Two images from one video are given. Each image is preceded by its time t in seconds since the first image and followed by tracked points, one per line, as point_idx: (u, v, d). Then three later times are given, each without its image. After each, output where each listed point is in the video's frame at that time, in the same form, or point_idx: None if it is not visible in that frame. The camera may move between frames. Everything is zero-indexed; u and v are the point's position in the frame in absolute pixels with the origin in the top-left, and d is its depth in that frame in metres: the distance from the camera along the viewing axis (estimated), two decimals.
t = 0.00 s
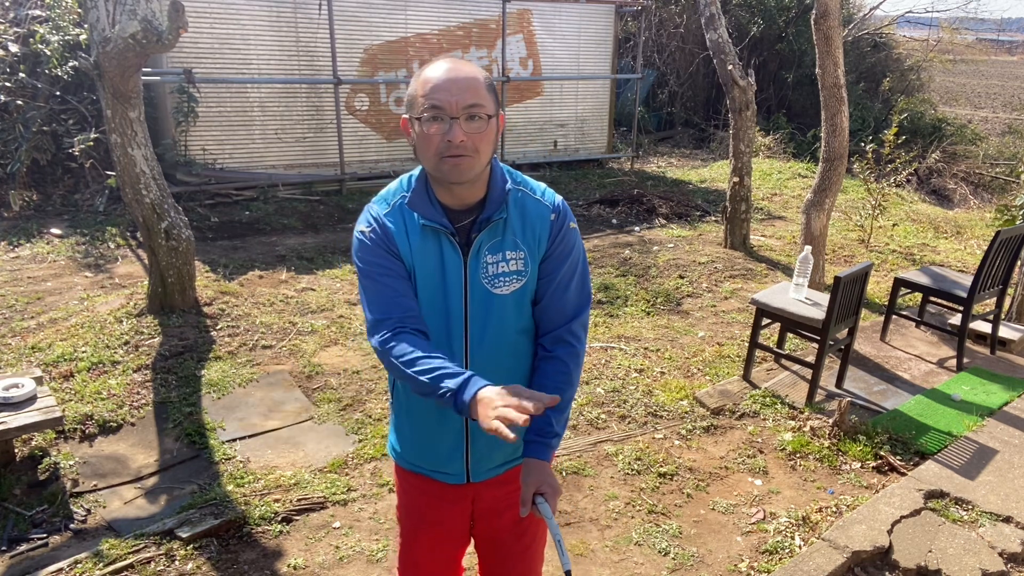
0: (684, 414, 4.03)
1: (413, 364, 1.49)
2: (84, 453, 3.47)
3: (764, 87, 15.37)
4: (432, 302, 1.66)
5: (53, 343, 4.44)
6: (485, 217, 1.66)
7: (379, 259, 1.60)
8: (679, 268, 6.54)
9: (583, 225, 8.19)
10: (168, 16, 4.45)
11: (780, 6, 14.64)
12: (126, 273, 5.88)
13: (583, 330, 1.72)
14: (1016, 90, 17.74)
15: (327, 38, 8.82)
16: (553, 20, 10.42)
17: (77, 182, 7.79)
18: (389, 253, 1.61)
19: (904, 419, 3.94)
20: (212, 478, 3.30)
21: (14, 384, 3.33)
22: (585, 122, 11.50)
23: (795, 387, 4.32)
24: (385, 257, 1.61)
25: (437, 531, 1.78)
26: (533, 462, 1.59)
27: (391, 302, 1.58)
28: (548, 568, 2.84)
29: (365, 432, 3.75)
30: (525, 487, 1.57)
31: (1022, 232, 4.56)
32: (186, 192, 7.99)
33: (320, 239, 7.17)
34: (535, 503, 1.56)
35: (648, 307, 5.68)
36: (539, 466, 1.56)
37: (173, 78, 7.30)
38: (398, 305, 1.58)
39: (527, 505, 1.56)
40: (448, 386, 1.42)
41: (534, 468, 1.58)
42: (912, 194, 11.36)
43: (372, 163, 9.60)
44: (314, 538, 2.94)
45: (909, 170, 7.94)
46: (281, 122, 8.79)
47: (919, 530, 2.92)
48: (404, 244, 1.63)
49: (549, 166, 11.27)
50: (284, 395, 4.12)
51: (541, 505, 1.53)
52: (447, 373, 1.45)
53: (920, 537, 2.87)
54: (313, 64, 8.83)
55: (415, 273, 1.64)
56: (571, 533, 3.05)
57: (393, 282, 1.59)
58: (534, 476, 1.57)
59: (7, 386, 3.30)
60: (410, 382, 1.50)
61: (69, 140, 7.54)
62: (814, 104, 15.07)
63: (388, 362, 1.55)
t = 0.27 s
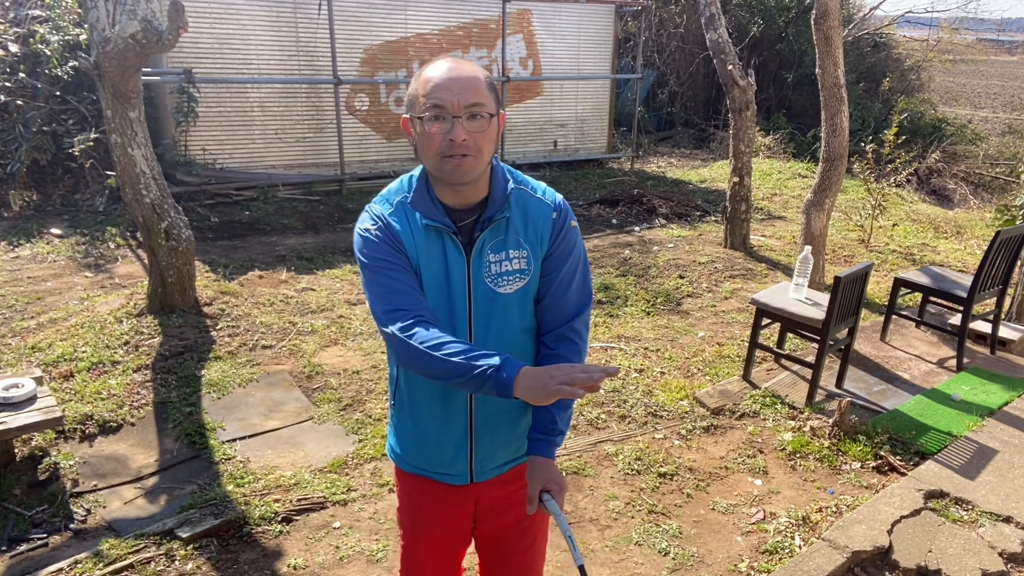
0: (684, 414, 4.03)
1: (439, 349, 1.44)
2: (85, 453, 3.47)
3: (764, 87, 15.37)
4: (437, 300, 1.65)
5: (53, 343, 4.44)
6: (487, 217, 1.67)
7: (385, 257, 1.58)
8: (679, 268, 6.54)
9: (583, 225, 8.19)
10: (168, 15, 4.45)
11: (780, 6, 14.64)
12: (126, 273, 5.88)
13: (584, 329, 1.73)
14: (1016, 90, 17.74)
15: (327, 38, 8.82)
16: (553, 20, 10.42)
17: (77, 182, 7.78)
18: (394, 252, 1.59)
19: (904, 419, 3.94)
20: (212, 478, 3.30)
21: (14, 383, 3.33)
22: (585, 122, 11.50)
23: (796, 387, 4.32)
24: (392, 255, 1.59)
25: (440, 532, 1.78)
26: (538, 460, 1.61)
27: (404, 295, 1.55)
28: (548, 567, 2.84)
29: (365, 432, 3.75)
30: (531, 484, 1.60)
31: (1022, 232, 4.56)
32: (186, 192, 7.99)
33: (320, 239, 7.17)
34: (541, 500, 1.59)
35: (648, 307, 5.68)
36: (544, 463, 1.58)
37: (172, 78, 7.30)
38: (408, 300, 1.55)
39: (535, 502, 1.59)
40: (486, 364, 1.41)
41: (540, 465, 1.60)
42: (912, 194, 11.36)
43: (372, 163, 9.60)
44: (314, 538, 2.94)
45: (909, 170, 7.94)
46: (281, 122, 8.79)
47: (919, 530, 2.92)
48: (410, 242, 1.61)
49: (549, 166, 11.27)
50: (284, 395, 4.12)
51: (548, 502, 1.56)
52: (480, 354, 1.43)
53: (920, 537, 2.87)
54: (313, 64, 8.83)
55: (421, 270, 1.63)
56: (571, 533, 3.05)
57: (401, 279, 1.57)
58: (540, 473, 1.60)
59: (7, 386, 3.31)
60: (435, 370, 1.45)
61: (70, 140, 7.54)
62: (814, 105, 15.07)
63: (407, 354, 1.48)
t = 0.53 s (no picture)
0: (684, 414, 4.03)
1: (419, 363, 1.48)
2: (85, 453, 3.47)
3: (764, 87, 15.37)
4: (435, 301, 1.66)
5: (53, 343, 4.44)
6: (488, 217, 1.66)
7: (383, 259, 1.60)
8: (679, 268, 6.55)
9: (583, 225, 8.19)
10: (168, 15, 4.45)
11: (780, 6, 14.63)
12: (126, 273, 5.88)
13: (585, 330, 1.73)
14: (1016, 90, 17.74)
15: (327, 38, 8.82)
16: (553, 20, 10.42)
17: (77, 182, 7.78)
18: (392, 253, 1.61)
19: (904, 419, 3.95)
20: (213, 478, 3.31)
21: (14, 384, 3.33)
22: (585, 122, 11.50)
23: (796, 387, 4.32)
24: (390, 256, 1.61)
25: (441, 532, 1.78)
26: (537, 461, 1.60)
27: (395, 302, 1.57)
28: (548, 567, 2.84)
29: (365, 432, 3.75)
30: (532, 485, 1.59)
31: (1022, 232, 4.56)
32: (186, 192, 7.99)
33: (320, 239, 7.17)
34: (542, 502, 1.59)
35: (648, 307, 5.68)
36: (544, 465, 1.58)
37: (172, 78, 7.30)
38: (402, 304, 1.58)
39: (535, 504, 1.58)
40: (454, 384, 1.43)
41: (539, 467, 1.60)
42: (912, 194, 11.36)
43: (372, 163, 9.59)
44: (314, 538, 2.94)
45: (909, 170, 7.94)
46: (280, 122, 8.79)
47: (919, 530, 2.92)
48: (410, 242, 1.63)
49: (549, 166, 11.27)
50: (284, 395, 4.12)
51: (549, 504, 1.55)
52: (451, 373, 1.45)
53: (920, 537, 2.87)
54: (313, 64, 8.83)
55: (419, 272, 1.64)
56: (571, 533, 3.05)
57: (396, 281, 1.59)
58: (540, 475, 1.59)
59: (7, 386, 3.30)
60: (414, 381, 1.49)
61: (69, 140, 7.54)
62: (814, 105, 15.07)
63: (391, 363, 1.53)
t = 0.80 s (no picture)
0: (684, 414, 4.03)
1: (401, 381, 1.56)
2: (84, 453, 3.47)
3: (764, 87, 15.37)
4: (433, 301, 1.67)
5: (53, 343, 4.44)
6: (488, 217, 1.66)
7: (382, 260, 1.63)
8: (679, 268, 6.55)
9: (583, 225, 8.19)
10: (168, 15, 4.45)
11: (780, 6, 14.63)
12: (126, 273, 5.88)
13: (583, 332, 1.72)
14: (1016, 90, 17.74)
15: (327, 38, 8.82)
16: (553, 20, 10.42)
17: (77, 181, 7.78)
18: (391, 255, 1.63)
19: (904, 419, 3.95)
20: (213, 478, 3.30)
21: (14, 384, 3.33)
22: (585, 122, 11.50)
23: (795, 387, 4.32)
24: (388, 259, 1.63)
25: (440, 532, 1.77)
26: (532, 464, 1.59)
27: (388, 308, 1.62)
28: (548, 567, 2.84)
29: (365, 432, 3.75)
30: (526, 489, 1.57)
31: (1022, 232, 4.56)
32: (186, 192, 7.99)
33: (320, 239, 7.17)
34: (537, 506, 1.57)
35: (648, 307, 5.68)
36: (539, 468, 1.57)
37: (172, 78, 7.30)
38: (397, 310, 1.63)
39: (530, 507, 1.56)
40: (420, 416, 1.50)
41: (534, 470, 1.59)
42: (912, 194, 11.36)
43: (372, 163, 9.59)
44: (314, 538, 2.94)
45: (909, 170, 7.94)
46: (280, 122, 8.79)
47: (919, 530, 2.92)
48: (408, 244, 1.64)
49: (549, 166, 11.27)
50: (284, 395, 4.12)
51: (543, 508, 1.53)
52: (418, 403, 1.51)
53: (920, 537, 2.87)
54: (313, 64, 8.83)
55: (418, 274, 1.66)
56: (571, 533, 3.06)
57: (393, 283, 1.63)
58: (535, 478, 1.58)
59: (7, 386, 3.30)
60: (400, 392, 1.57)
61: (69, 140, 7.53)
62: (814, 105, 15.07)
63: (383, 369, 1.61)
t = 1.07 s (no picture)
0: (684, 414, 4.03)
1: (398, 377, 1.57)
2: (84, 453, 3.47)
3: (764, 87, 15.37)
4: (430, 302, 1.67)
5: (53, 343, 4.44)
6: (485, 218, 1.66)
7: (381, 261, 1.63)
8: (679, 268, 6.55)
9: (583, 225, 8.19)
10: (168, 15, 4.45)
11: (780, 6, 14.63)
12: (126, 273, 5.88)
13: (581, 335, 1.72)
14: (1016, 90, 17.74)
15: (327, 38, 8.82)
16: (553, 20, 10.42)
17: (77, 181, 7.78)
18: (389, 257, 1.64)
19: (904, 419, 3.95)
20: (212, 478, 3.31)
21: (14, 384, 3.33)
22: (585, 122, 11.50)
23: (796, 387, 4.32)
24: (387, 260, 1.64)
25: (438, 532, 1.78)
26: (527, 468, 1.60)
27: (387, 308, 1.62)
28: (547, 567, 2.84)
29: (365, 432, 3.75)
30: (521, 493, 1.59)
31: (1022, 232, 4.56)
32: (186, 192, 7.99)
33: (320, 239, 7.17)
34: (531, 510, 1.58)
35: (648, 306, 5.67)
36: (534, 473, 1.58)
37: (172, 78, 7.30)
38: (396, 311, 1.63)
39: (525, 513, 1.58)
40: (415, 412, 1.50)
41: (528, 474, 1.60)
42: (912, 194, 11.35)
43: (372, 163, 9.60)
44: (314, 538, 2.94)
45: (909, 170, 7.94)
46: (281, 122, 8.79)
47: (919, 530, 2.92)
48: (406, 246, 1.65)
49: (549, 166, 11.27)
50: (284, 395, 4.12)
51: (538, 513, 1.55)
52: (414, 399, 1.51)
53: (920, 537, 2.87)
54: (313, 64, 8.83)
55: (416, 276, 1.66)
56: (571, 533, 3.06)
57: (393, 284, 1.63)
58: (530, 483, 1.59)
59: (7, 386, 3.31)
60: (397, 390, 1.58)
61: (69, 140, 7.53)
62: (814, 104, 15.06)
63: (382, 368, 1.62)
